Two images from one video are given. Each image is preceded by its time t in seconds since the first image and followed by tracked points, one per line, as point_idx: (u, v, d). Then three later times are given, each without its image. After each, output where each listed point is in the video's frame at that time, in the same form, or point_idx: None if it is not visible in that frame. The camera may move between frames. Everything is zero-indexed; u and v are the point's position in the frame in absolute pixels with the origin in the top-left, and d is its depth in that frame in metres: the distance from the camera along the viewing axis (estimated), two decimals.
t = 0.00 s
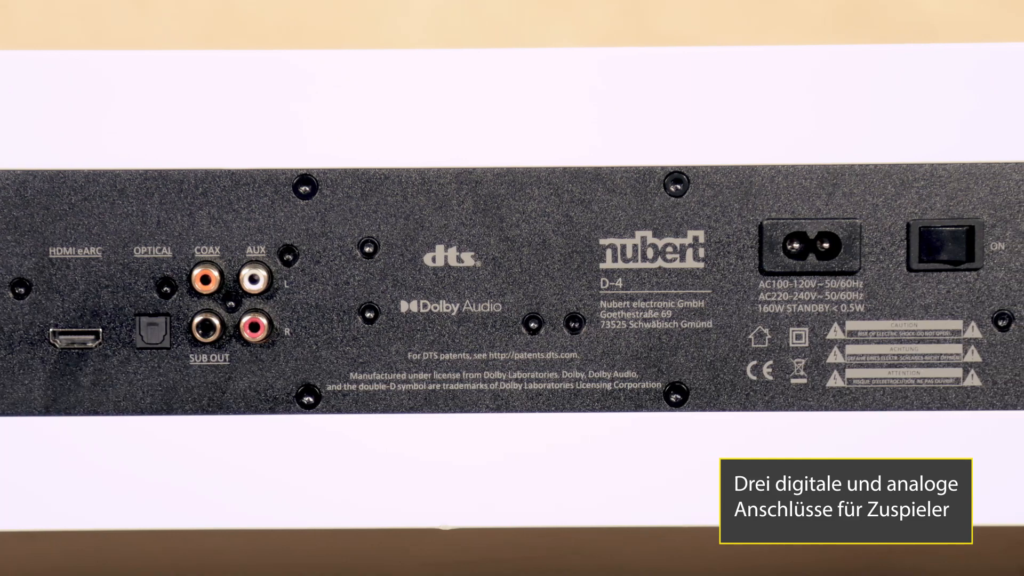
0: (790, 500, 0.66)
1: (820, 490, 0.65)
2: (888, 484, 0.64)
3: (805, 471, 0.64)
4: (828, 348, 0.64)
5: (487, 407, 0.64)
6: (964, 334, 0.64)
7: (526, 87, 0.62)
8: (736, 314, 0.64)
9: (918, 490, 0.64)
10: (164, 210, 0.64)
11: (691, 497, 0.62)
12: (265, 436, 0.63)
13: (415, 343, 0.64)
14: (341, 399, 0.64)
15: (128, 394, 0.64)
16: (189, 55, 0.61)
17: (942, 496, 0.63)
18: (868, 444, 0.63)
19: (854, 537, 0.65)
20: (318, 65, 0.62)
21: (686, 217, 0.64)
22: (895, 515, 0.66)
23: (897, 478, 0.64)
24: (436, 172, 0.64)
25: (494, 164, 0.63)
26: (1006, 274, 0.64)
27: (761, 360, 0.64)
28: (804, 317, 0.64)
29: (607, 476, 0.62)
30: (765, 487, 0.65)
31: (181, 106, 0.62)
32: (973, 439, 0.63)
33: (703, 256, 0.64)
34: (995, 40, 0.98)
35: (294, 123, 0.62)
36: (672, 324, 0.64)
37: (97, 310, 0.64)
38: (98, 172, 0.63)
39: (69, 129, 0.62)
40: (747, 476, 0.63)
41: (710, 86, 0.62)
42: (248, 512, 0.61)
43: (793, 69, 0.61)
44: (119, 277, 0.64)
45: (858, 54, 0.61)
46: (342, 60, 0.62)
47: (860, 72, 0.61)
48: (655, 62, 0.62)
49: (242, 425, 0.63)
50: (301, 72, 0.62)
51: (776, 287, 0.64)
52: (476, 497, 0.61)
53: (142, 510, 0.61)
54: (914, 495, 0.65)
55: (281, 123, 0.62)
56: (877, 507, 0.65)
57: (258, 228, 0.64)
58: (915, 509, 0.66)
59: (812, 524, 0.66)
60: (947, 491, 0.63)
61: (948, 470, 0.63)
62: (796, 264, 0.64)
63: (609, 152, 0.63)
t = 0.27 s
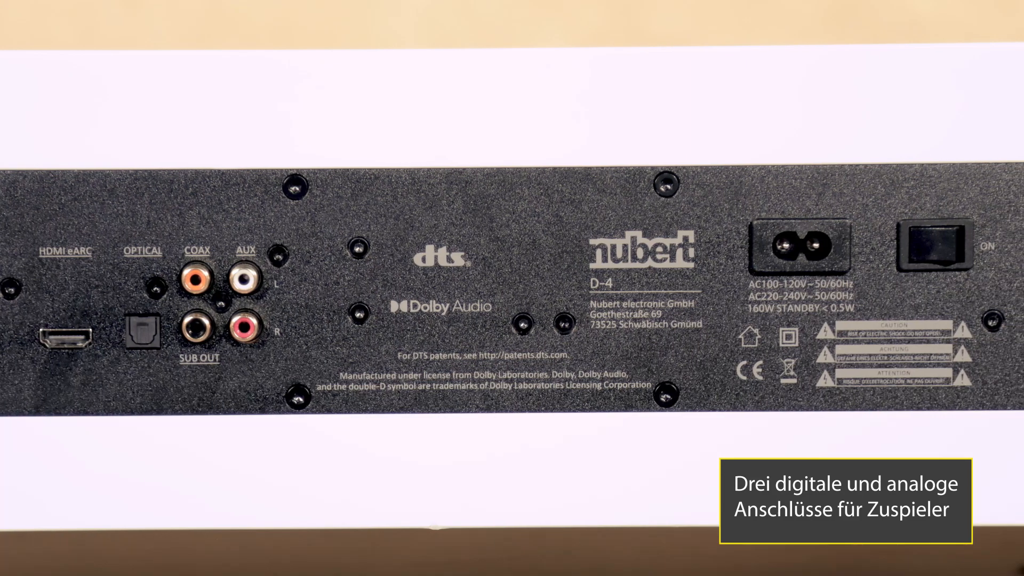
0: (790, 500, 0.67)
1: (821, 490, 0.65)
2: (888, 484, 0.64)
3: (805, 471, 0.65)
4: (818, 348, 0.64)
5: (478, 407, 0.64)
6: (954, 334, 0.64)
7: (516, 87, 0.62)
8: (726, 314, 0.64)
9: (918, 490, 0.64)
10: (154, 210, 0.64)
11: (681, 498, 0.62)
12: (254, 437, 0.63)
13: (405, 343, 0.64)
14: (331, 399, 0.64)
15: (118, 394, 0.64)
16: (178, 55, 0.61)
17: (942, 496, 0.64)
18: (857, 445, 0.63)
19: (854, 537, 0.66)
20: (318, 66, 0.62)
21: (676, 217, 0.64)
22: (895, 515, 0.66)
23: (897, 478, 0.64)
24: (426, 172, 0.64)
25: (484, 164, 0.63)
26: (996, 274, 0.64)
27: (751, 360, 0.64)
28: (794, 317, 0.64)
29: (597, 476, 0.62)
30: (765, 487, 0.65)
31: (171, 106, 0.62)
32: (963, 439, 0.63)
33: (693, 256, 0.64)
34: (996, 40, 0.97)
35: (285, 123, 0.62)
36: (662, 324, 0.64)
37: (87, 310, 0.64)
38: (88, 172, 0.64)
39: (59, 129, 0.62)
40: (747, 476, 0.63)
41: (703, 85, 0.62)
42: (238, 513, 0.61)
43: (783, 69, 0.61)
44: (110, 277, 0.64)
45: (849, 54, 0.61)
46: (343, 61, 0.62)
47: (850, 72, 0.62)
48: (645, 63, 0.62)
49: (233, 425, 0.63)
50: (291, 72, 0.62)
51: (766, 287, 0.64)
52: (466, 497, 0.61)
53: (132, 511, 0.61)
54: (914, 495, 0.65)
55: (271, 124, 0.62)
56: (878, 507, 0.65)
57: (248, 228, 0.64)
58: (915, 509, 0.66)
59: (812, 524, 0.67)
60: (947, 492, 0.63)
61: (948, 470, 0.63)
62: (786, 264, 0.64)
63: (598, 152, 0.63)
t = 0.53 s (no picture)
0: (790, 500, 0.67)
1: (821, 490, 0.65)
2: (888, 484, 0.64)
3: (805, 471, 0.65)
4: (808, 348, 0.64)
5: (467, 407, 0.64)
6: (944, 334, 0.64)
7: (506, 87, 0.62)
8: (716, 314, 0.64)
9: (918, 490, 0.65)
10: (144, 210, 0.64)
11: (670, 499, 0.62)
12: (244, 437, 0.63)
13: (395, 343, 0.64)
14: (321, 399, 0.64)
15: (108, 394, 0.64)
16: (168, 55, 0.61)
17: (942, 496, 0.64)
18: (846, 446, 0.63)
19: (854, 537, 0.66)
20: (320, 65, 0.62)
21: (666, 217, 0.64)
22: (895, 515, 0.66)
23: (897, 478, 0.64)
24: (416, 172, 0.64)
25: (474, 164, 0.63)
26: (985, 274, 0.64)
27: (741, 361, 0.64)
28: (784, 317, 0.64)
29: (587, 476, 0.62)
30: (765, 487, 0.65)
31: (160, 106, 0.62)
32: (952, 439, 0.63)
33: (683, 256, 0.64)
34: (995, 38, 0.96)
35: (274, 123, 0.62)
36: (652, 324, 0.64)
37: (76, 310, 0.64)
38: (78, 172, 0.64)
39: (49, 129, 0.62)
40: (747, 476, 0.63)
41: (693, 85, 0.62)
42: (228, 513, 0.61)
43: (773, 69, 0.61)
44: (100, 278, 0.64)
45: (838, 54, 0.61)
46: (345, 61, 0.62)
47: (839, 72, 0.62)
48: (634, 63, 0.62)
49: (222, 425, 0.63)
50: (280, 72, 0.62)
51: (756, 287, 0.64)
52: (455, 497, 0.61)
53: (122, 511, 0.62)
54: (914, 495, 0.65)
55: (261, 124, 0.62)
56: (877, 507, 0.65)
57: (238, 228, 0.64)
58: (915, 509, 0.66)
59: (812, 524, 0.67)
60: (947, 491, 0.64)
61: (948, 471, 0.63)
62: (776, 264, 0.64)
63: (588, 153, 0.63)
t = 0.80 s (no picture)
0: (790, 500, 0.66)
1: (820, 490, 0.65)
2: (888, 484, 0.64)
3: (805, 471, 0.64)
4: (797, 348, 0.64)
5: (457, 407, 0.64)
6: (934, 334, 0.64)
7: (495, 87, 0.62)
8: (706, 314, 0.64)
9: (918, 490, 0.64)
10: (134, 210, 0.64)
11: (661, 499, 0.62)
12: (234, 437, 0.63)
13: (385, 344, 0.64)
14: (311, 399, 0.64)
15: (98, 394, 0.64)
16: (157, 55, 0.61)
17: (942, 496, 0.63)
18: (836, 446, 0.63)
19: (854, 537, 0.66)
20: (318, 66, 0.62)
21: (655, 217, 0.64)
22: (895, 515, 0.66)
23: (897, 478, 0.64)
24: (406, 172, 0.64)
25: (463, 164, 0.63)
26: (975, 274, 0.64)
27: (731, 361, 0.64)
28: (774, 317, 0.64)
29: (577, 476, 0.62)
30: (765, 487, 0.65)
31: (149, 106, 0.61)
32: (942, 439, 0.63)
33: (673, 256, 0.64)
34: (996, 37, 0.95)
35: (264, 123, 0.62)
36: (641, 324, 0.64)
37: (67, 310, 0.64)
38: (68, 172, 0.64)
39: (39, 129, 0.62)
40: (746, 476, 0.63)
41: (682, 85, 0.62)
42: (217, 513, 0.61)
43: (762, 69, 0.61)
44: (90, 278, 0.64)
45: (828, 54, 0.61)
46: (345, 61, 0.62)
47: (829, 72, 0.61)
48: (623, 63, 0.62)
49: (212, 425, 0.63)
50: (269, 72, 0.62)
51: (746, 287, 0.64)
52: (444, 497, 0.61)
53: (112, 511, 0.62)
54: (914, 495, 0.65)
55: (250, 124, 0.62)
56: (877, 507, 0.65)
57: (228, 228, 0.64)
58: (915, 509, 0.66)
59: (812, 524, 0.67)
60: (947, 491, 0.63)
61: (948, 470, 0.63)
62: (766, 264, 0.64)
63: (578, 152, 0.63)
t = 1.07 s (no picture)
0: (790, 500, 0.66)
1: (821, 490, 0.65)
2: (888, 484, 0.64)
3: (805, 471, 0.64)
4: (787, 349, 0.64)
5: (447, 407, 0.64)
6: (923, 334, 0.64)
7: (486, 86, 0.62)
8: (696, 314, 0.64)
9: (918, 490, 0.64)
10: (124, 210, 0.64)
11: (651, 499, 0.62)
12: (223, 437, 0.63)
13: (375, 343, 0.65)
14: (301, 399, 0.64)
15: (88, 394, 0.64)
16: (147, 55, 0.61)
17: (942, 496, 0.63)
18: (826, 446, 0.63)
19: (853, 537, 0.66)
20: (318, 65, 0.62)
21: (646, 217, 0.64)
22: (895, 515, 0.66)
23: (897, 478, 0.63)
24: (396, 172, 0.64)
25: (454, 164, 0.63)
26: (965, 274, 0.64)
27: (721, 360, 0.64)
28: (764, 317, 0.64)
29: (566, 476, 0.62)
30: (765, 487, 0.65)
31: (139, 106, 0.61)
32: (935, 440, 0.63)
33: (663, 256, 0.64)
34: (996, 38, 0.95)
35: (254, 123, 0.62)
36: (632, 324, 0.64)
37: (57, 310, 0.64)
38: (59, 172, 0.64)
39: (29, 128, 0.62)
40: (746, 477, 0.63)
41: (673, 85, 0.62)
42: (206, 513, 0.61)
43: (752, 69, 0.61)
44: (80, 278, 0.64)
45: (818, 54, 0.61)
46: (345, 61, 0.62)
47: (819, 72, 0.61)
48: (613, 63, 0.62)
49: (201, 425, 0.63)
50: (259, 72, 0.62)
51: (736, 287, 0.64)
52: (434, 498, 0.61)
53: (101, 511, 0.61)
54: (915, 495, 0.65)
55: (240, 123, 0.62)
56: (877, 507, 0.65)
57: (218, 228, 0.64)
58: (915, 509, 0.66)
59: (812, 524, 0.67)
60: (947, 492, 0.63)
61: (948, 470, 0.62)
62: (755, 264, 0.64)
63: (570, 152, 0.63)
